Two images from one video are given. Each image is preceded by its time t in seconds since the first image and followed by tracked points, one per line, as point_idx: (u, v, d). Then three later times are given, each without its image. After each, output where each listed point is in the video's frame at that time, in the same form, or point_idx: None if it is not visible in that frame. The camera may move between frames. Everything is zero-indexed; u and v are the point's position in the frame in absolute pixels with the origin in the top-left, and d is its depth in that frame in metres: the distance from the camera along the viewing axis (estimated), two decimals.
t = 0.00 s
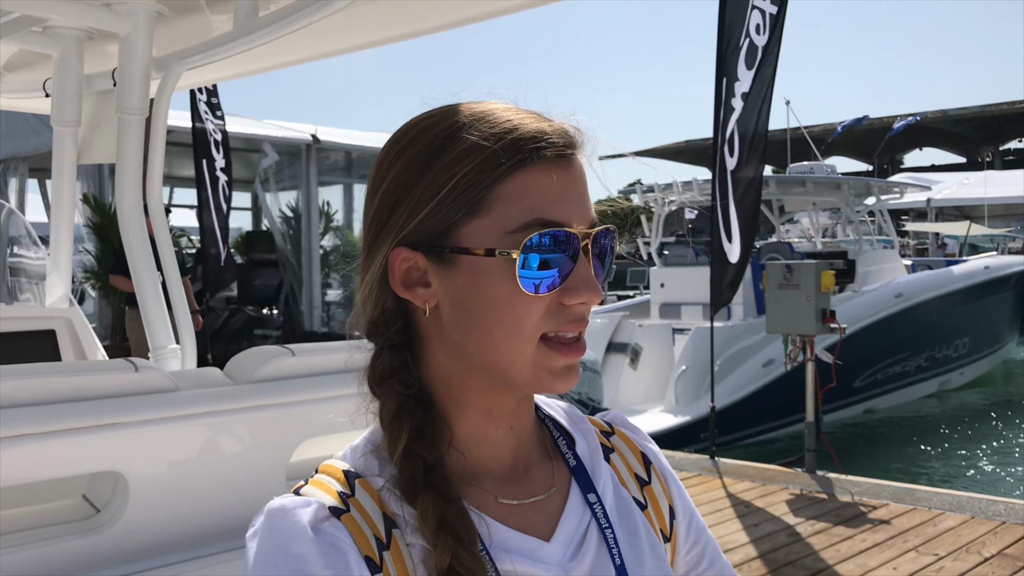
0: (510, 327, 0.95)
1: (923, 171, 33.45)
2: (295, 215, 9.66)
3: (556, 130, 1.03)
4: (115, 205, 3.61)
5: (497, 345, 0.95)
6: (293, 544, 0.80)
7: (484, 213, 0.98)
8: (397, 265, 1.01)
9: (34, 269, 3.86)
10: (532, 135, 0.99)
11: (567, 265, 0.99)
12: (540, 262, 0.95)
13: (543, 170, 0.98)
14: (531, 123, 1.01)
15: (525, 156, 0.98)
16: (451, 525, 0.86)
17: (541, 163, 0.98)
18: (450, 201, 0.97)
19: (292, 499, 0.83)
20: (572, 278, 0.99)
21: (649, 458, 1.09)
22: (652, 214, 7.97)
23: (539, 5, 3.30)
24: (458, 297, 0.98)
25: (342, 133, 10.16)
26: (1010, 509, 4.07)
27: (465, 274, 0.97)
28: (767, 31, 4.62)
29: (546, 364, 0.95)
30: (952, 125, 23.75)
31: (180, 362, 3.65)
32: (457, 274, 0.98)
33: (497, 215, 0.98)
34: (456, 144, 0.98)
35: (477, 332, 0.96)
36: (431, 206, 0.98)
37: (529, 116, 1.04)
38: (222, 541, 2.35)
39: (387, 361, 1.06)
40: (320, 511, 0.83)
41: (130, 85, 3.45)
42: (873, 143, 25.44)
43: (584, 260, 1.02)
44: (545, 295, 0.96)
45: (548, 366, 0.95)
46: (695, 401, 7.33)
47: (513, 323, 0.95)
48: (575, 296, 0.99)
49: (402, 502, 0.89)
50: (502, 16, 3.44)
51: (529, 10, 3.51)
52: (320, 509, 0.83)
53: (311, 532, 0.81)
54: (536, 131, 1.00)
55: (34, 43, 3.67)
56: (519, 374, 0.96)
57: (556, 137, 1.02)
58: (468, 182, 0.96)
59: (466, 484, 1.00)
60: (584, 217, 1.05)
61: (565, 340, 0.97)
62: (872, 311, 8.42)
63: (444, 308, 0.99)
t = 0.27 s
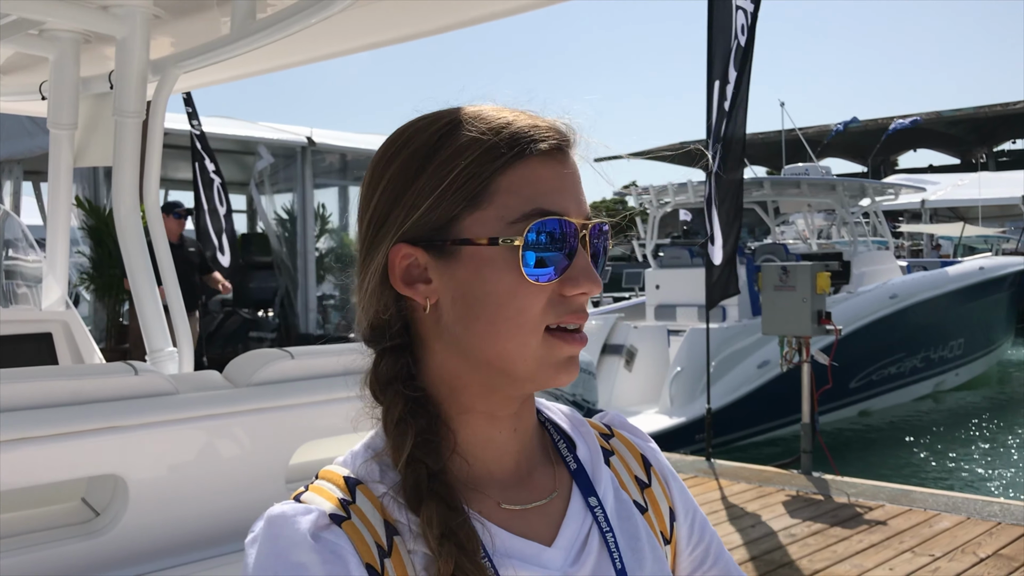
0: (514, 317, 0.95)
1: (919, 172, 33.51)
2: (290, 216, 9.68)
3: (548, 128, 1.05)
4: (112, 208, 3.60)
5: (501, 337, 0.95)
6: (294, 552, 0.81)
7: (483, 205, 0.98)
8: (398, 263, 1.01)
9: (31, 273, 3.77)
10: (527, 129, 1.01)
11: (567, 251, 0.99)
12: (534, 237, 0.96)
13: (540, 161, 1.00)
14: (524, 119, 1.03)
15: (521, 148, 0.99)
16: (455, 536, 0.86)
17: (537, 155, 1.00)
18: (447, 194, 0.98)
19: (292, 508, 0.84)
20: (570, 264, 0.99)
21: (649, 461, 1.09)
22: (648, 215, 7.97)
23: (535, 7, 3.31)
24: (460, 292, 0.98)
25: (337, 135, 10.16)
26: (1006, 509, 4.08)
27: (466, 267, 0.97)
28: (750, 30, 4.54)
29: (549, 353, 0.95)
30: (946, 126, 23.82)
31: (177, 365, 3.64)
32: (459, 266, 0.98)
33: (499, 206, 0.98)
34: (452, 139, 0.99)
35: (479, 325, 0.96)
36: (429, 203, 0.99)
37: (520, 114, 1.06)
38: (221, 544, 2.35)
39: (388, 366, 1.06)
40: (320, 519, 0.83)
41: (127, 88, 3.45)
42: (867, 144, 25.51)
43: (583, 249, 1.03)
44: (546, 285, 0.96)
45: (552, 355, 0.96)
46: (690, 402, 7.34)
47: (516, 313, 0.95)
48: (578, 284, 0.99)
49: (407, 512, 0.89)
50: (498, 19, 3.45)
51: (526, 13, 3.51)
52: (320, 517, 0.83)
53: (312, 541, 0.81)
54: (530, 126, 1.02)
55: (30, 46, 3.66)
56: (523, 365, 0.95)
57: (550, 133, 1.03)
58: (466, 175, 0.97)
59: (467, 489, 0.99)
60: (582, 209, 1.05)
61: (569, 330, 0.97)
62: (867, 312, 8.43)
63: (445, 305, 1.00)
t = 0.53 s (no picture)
0: (454, 330, 0.95)
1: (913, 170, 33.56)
2: (284, 216, 9.68)
3: (518, 130, 1.02)
4: (105, 208, 3.59)
5: (444, 348, 0.95)
6: (301, 543, 0.80)
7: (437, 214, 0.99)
8: (374, 267, 1.06)
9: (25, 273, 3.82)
10: (479, 135, 0.99)
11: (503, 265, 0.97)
12: (443, 258, 0.97)
13: (490, 169, 0.97)
14: (491, 123, 1.01)
15: (468, 157, 0.97)
16: (448, 519, 0.86)
17: (488, 162, 0.97)
18: (408, 202, 1.00)
19: (298, 497, 0.83)
20: (512, 277, 0.98)
21: (650, 466, 1.10)
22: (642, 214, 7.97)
23: (530, 5, 3.30)
24: (421, 298, 0.99)
25: (332, 135, 10.13)
26: (999, 506, 4.09)
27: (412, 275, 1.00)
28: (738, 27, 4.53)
29: (488, 369, 0.94)
30: (939, 124, 23.88)
31: (172, 365, 3.64)
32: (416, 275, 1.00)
33: (442, 216, 0.98)
34: (417, 148, 1.01)
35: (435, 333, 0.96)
36: (397, 210, 1.02)
37: (500, 116, 1.04)
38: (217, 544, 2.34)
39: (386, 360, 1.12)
40: (324, 511, 0.83)
41: (120, 87, 3.44)
42: (861, 142, 25.56)
43: (533, 260, 1.00)
44: (480, 297, 0.95)
45: (488, 372, 0.94)
46: (684, 400, 7.34)
47: (456, 326, 0.95)
48: (522, 298, 0.97)
49: (400, 497, 0.89)
50: (492, 18, 3.44)
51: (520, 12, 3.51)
52: (326, 509, 0.83)
53: (319, 531, 0.81)
54: (492, 132, 1.00)
55: (22, 46, 3.64)
56: (469, 377, 0.95)
57: (515, 137, 1.00)
58: (419, 184, 0.99)
59: (463, 487, 1.00)
60: (547, 219, 1.01)
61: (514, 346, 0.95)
62: (862, 310, 8.45)
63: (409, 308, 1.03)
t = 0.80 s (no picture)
0: (435, 321, 0.94)
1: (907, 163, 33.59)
2: (278, 212, 9.65)
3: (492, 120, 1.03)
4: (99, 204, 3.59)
5: (427, 341, 0.96)
6: (295, 526, 0.81)
7: (417, 210, 1.02)
8: (376, 267, 1.09)
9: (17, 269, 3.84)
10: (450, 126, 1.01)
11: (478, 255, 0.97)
12: (432, 255, 0.95)
13: (458, 158, 0.98)
14: (462, 115, 1.03)
15: (436, 148, 0.99)
16: (438, 509, 0.87)
17: (456, 152, 0.99)
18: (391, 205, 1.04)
19: (297, 481, 0.85)
20: (486, 265, 0.97)
21: (670, 469, 1.09)
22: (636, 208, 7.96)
23: None
24: (411, 296, 1.00)
25: (326, 130, 10.11)
26: (993, 498, 4.10)
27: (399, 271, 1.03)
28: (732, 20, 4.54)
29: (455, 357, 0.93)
30: (933, 118, 23.90)
31: (166, 361, 3.63)
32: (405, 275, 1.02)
33: (419, 209, 1.00)
34: (396, 149, 1.05)
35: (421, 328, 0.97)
36: (383, 214, 1.05)
37: (477, 110, 1.06)
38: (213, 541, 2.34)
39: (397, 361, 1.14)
40: (323, 497, 0.84)
41: (113, 83, 3.43)
42: (855, 136, 25.59)
43: (510, 246, 0.98)
44: (454, 284, 0.95)
45: (467, 359, 0.93)
46: (679, 394, 7.36)
47: (434, 315, 0.94)
48: (498, 282, 0.95)
49: (400, 488, 0.90)
50: (486, 12, 3.43)
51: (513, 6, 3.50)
52: (323, 495, 0.84)
53: (311, 516, 0.81)
54: (462, 122, 1.01)
55: (14, 41, 3.63)
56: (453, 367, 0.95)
57: (484, 125, 1.02)
58: (396, 186, 1.03)
59: (468, 483, 1.00)
60: (526, 202, 1.01)
61: (496, 331, 0.93)
62: (856, 304, 8.46)
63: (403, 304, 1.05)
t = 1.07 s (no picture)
0: (458, 305, 0.95)
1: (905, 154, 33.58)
2: (275, 205, 9.66)
3: (531, 107, 1.04)
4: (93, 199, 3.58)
5: (449, 325, 0.96)
6: (299, 517, 0.82)
7: (446, 192, 1.03)
8: (398, 247, 1.09)
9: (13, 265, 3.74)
10: (491, 108, 1.02)
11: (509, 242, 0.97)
12: (459, 240, 0.96)
13: (494, 141, 1.00)
14: (499, 100, 1.03)
15: (470, 131, 1.00)
16: (447, 504, 0.86)
17: (492, 135, 1.00)
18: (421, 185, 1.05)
19: (305, 471, 0.86)
20: (516, 251, 0.98)
21: (689, 465, 1.09)
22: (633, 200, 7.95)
23: None
24: (435, 280, 1.00)
25: (322, 123, 10.10)
26: (990, 488, 4.11)
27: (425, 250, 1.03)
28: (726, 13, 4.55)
29: (483, 342, 0.93)
30: (930, 109, 23.91)
31: (161, 355, 3.63)
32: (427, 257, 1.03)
33: (453, 188, 1.01)
34: (433, 126, 1.05)
35: (443, 312, 0.97)
36: (413, 192, 1.06)
37: (514, 96, 1.06)
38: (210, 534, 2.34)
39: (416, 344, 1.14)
40: (330, 488, 0.85)
41: (107, 77, 3.42)
42: (852, 127, 25.59)
43: (543, 233, 0.99)
44: (488, 268, 0.95)
45: (491, 344, 0.93)
46: (676, 386, 7.37)
47: (461, 297, 0.95)
48: (529, 267, 0.96)
49: (410, 483, 0.90)
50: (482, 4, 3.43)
51: None
52: (330, 486, 0.85)
53: (316, 508, 0.82)
54: (501, 106, 1.02)
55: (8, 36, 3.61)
56: (474, 353, 0.95)
57: (523, 111, 1.02)
58: (427, 167, 1.04)
59: (479, 477, 0.99)
60: (558, 191, 1.01)
61: (522, 317, 0.94)
62: (854, 295, 8.47)
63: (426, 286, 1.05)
